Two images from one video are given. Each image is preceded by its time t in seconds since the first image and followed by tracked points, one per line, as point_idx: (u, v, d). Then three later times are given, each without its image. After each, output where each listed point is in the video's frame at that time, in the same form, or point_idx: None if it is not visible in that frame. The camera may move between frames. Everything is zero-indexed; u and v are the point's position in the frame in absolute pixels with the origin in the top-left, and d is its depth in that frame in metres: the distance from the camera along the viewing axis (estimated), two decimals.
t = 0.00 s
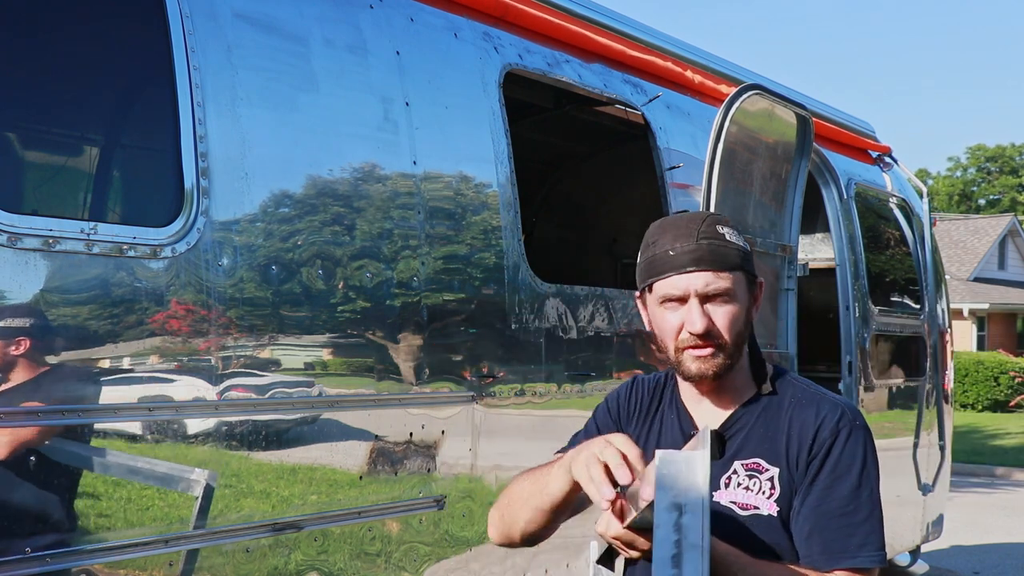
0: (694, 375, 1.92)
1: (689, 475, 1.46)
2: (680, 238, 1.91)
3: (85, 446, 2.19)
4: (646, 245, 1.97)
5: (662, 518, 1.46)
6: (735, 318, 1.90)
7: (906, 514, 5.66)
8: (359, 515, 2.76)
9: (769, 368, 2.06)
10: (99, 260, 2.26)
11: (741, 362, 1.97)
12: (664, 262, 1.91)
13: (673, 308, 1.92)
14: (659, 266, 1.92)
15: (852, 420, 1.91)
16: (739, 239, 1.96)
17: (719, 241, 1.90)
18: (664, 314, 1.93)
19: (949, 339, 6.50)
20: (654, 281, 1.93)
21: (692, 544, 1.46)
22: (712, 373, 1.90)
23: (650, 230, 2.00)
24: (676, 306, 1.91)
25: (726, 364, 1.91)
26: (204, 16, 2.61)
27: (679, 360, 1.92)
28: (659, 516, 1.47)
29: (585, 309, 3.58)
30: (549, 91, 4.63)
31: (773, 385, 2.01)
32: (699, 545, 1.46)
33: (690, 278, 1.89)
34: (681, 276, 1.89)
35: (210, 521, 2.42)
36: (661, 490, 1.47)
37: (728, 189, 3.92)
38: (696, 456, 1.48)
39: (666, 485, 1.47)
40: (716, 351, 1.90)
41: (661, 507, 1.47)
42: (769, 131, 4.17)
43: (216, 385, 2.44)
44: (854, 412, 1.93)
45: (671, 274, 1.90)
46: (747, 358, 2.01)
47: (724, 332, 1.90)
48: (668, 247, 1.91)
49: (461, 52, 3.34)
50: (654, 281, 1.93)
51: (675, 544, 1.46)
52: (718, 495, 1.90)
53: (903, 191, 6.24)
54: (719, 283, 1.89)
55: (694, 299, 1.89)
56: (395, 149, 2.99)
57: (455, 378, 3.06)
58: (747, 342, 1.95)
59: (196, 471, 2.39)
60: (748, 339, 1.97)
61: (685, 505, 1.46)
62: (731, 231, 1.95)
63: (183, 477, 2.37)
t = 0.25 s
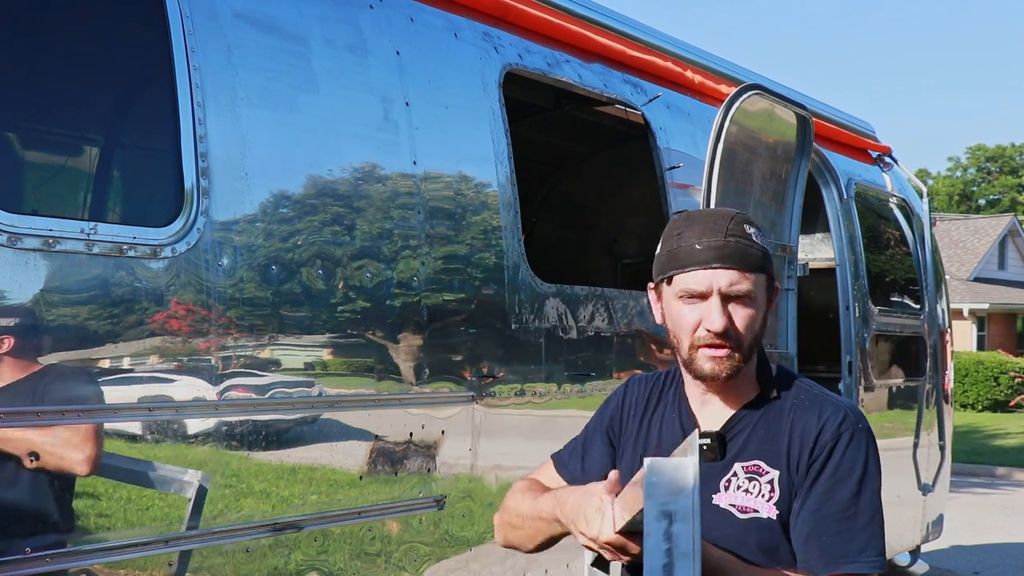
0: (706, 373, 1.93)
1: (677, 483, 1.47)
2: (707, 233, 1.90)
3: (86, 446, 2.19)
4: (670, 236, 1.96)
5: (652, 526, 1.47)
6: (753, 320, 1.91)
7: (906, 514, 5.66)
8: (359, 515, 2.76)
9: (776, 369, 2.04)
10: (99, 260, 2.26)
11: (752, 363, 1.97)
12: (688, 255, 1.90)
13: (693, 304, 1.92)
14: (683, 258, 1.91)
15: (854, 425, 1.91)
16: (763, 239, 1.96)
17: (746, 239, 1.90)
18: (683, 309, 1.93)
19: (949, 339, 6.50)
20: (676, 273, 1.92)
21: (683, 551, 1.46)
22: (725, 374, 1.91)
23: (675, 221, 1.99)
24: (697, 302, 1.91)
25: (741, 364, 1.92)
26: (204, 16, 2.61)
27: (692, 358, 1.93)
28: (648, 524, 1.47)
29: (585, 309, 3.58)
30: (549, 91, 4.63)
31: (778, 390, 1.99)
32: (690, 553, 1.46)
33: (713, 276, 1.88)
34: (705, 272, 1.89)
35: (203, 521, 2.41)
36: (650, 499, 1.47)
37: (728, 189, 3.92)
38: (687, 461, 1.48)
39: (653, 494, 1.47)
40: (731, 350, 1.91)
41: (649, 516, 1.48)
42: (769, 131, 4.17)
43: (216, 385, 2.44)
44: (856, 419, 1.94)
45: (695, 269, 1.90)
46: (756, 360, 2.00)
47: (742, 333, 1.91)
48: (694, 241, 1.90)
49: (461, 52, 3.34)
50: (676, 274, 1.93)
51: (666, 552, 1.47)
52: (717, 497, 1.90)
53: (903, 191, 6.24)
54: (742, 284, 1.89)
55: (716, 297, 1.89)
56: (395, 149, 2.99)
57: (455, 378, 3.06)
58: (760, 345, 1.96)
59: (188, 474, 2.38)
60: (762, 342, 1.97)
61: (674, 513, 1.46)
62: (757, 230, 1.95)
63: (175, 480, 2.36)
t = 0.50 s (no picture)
0: (712, 382, 1.93)
1: (629, 442, 1.70)
2: (725, 243, 1.90)
3: (86, 446, 2.19)
4: (689, 239, 1.96)
5: (608, 480, 1.66)
6: (765, 334, 1.91)
7: (906, 515, 5.66)
8: (359, 515, 2.76)
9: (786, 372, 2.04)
10: (99, 260, 2.27)
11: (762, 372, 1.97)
12: (705, 263, 1.91)
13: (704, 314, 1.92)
14: (698, 266, 1.92)
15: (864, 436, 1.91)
16: (786, 250, 1.95)
17: (763, 252, 1.89)
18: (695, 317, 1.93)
19: (949, 339, 6.50)
20: (691, 279, 1.93)
21: (636, 502, 1.66)
22: (730, 386, 1.91)
23: (697, 224, 1.99)
24: (709, 311, 1.91)
25: (748, 377, 1.92)
26: (204, 16, 2.61)
27: (699, 365, 1.93)
28: (602, 479, 1.66)
29: (585, 309, 3.58)
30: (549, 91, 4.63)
31: (787, 395, 1.99)
32: (644, 509, 1.65)
33: (727, 287, 1.89)
34: (719, 282, 1.89)
35: (216, 520, 2.43)
36: (605, 456, 1.68)
37: (728, 189, 3.92)
38: (635, 424, 1.72)
39: (605, 452, 1.68)
40: (739, 364, 1.91)
41: (605, 472, 1.67)
42: (769, 132, 4.17)
43: (216, 385, 2.44)
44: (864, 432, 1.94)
45: (709, 278, 1.90)
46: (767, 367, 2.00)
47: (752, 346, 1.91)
48: (711, 250, 1.90)
49: (461, 52, 3.34)
50: (692, 280, 1.93)
51: (622, 505, 1.65)
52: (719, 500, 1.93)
53: (903, 191, 6.24)
54: (755, 297, 1.89)
55: (728, 309, 1.90)
56: (395, 149, 2.99)
57: (455, 378, 3.06)
58: (771, 358, 1.96)
59: (201, 482, 2.41)
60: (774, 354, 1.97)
61: (627, 469, 1.68)
62: (779, 241, 1.94)
63: (189, 487, 2.38)
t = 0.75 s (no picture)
0: (718, 388, 1.95)
1: (653, 413, 1.71)
2: (731, 249, 1.89)
3: (86, 446, 2.19)
4: (698, 244, 1.96)
5: (634, 452, 1.70)
6: (771, 342, 1.91)
7: (906, 514, 5.66)
8: (359, 515, 2.76)
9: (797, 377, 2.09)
10: (99, 260, 2.26)
11: (771, 378, 1.99)
12: (710, 270, 1.90)
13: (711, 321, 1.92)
14: (704, 272, 1.91)
15: (870, 427, 1.92)
16: (794, 255, 1.93)
17: (770, 258, 1.88)
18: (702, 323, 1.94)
19: (949, 339, 6.50)
20: (697, 285, 1.93)
21: (660, 471, 1.69)
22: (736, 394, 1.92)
23: (706, 226, 1.98)
24: (715, 319, 1.91)
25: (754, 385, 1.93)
26: (204, 16, 2.61)
27: (706, 371, 1.95)
28: (626, 450, 1.70)
29: (585, 309, 3.58)
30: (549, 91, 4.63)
31: (795, 399, 2.03)
32: (665, 478, 1.69)
33: (732, 295, 1.88)
34: (724, 290, 1.89)
35: (230, 517, 2.46)
36: (630, 428, 1.71)
37: (728, 189, 3.92)
38: (658, 395, 1.73)
39: (629, 424, 1.71)
40: (745, 371, 1.91)
41: (630, 444, 1.70)
42: (769, 132, 4.17)
43: (216, 385, 2.44)
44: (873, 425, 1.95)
45: (715, 285, 1.90)
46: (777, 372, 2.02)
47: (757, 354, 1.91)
48: (717, 257, 1.89)
49: (461, 52, 3.34)
50: (699, 286, 1.93)
51: (646, 474, 1.69)
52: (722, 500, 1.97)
53: (903, 191, 6.24)
54: (761, 305, 1.88)
55: (734, 317, 1.89)
56: (395, 149, 2.99)
57: (455, 378, 3.06)
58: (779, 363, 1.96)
59: (219, 474, 2.44)
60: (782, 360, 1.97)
61: (651, 440, 1.70)
62: (787, 246, 1.93)
63: (206, 480, 2.41)
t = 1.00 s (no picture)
0: (718, 393, 1.94)
1: (663, 397, 1.74)
2: (722, 255, 1.88)
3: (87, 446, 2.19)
4: (690, 251, 1.95)
5: (646, 433, 1.71)
6: (767, 346, 1.89)
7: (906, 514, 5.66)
8: (359, 515, 2.76)
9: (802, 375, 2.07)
10: (99, 260, 2.27)
11: (772, 380, 1.97)
12: (702, 277, 1.89)
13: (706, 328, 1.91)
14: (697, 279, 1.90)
15: (867, 423, 1.93)
16: (789, 256, 1.91)
17: (762, 262, 1.86)
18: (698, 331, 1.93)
19: (949, 339, 6.50)
20: (691, 293, 1.92)
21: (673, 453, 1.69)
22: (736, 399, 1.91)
23: (698, 232, 1.97)
24: (710, 326, 1.90)
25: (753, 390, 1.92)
26: (204, 16, 2.61)
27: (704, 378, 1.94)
28: (639, 434, 1.71)
29: (585, 309, 3.58)
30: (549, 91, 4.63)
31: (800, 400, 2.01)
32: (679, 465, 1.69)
33: (726, 302, 1.87)
34: (718, 297, 1.87)
35: (240, 516, 2.48)
36: (642, 412, 1.73)
37: (728, 189, 3.92)
38: (669, 381, 1.75)
39: (641, 408, 1.73)
40: (743, 377, 1.90)
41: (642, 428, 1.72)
42: (769, 131, 4.17)
43: (216, 385, 2.44)
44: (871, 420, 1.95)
45: (708, 292, 1.88)
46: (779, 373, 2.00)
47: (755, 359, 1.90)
48: (709, 263, 1.88)
49: (461, 52, 3.34)
50: (693, 294, 1.92)
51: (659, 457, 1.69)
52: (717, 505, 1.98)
53: (903, 190, 6.24)
54: (755, 311, 1.86)
55: (728, 324, 1.88)
56: (395, 149, 2.99)
57: (455, 378, 3.06)
58: (777, 367, 1.94)
59: (234, 469, 2.47)
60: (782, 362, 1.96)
61: (662, 423, 1.72)
62: (780, 248, 1.91)
63: (223, 474, 2.44)
